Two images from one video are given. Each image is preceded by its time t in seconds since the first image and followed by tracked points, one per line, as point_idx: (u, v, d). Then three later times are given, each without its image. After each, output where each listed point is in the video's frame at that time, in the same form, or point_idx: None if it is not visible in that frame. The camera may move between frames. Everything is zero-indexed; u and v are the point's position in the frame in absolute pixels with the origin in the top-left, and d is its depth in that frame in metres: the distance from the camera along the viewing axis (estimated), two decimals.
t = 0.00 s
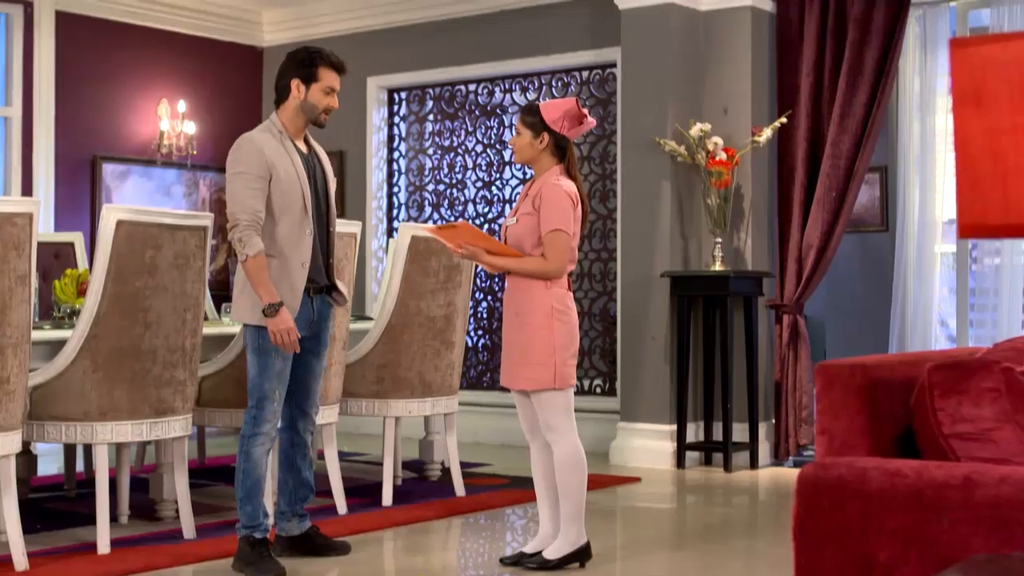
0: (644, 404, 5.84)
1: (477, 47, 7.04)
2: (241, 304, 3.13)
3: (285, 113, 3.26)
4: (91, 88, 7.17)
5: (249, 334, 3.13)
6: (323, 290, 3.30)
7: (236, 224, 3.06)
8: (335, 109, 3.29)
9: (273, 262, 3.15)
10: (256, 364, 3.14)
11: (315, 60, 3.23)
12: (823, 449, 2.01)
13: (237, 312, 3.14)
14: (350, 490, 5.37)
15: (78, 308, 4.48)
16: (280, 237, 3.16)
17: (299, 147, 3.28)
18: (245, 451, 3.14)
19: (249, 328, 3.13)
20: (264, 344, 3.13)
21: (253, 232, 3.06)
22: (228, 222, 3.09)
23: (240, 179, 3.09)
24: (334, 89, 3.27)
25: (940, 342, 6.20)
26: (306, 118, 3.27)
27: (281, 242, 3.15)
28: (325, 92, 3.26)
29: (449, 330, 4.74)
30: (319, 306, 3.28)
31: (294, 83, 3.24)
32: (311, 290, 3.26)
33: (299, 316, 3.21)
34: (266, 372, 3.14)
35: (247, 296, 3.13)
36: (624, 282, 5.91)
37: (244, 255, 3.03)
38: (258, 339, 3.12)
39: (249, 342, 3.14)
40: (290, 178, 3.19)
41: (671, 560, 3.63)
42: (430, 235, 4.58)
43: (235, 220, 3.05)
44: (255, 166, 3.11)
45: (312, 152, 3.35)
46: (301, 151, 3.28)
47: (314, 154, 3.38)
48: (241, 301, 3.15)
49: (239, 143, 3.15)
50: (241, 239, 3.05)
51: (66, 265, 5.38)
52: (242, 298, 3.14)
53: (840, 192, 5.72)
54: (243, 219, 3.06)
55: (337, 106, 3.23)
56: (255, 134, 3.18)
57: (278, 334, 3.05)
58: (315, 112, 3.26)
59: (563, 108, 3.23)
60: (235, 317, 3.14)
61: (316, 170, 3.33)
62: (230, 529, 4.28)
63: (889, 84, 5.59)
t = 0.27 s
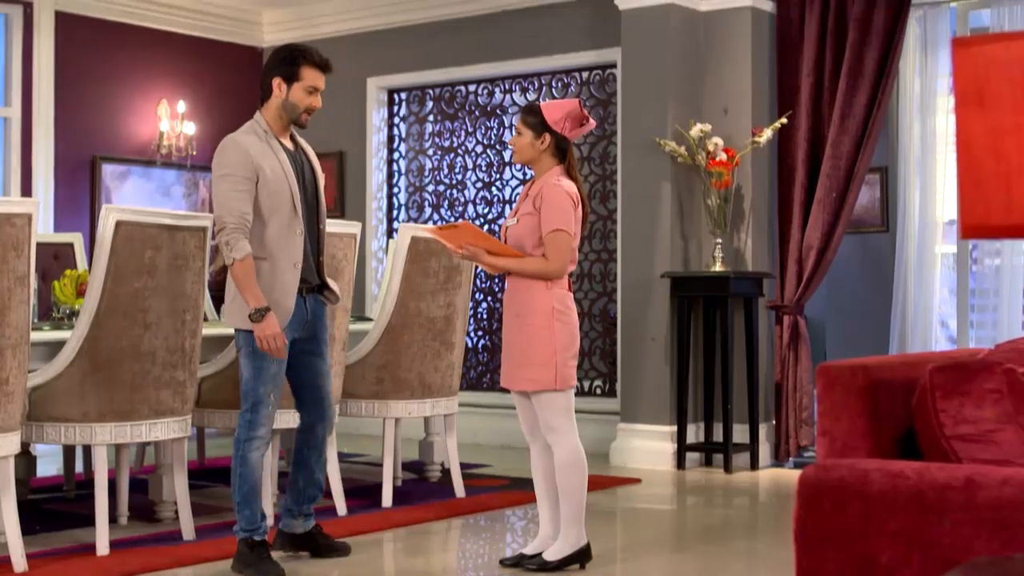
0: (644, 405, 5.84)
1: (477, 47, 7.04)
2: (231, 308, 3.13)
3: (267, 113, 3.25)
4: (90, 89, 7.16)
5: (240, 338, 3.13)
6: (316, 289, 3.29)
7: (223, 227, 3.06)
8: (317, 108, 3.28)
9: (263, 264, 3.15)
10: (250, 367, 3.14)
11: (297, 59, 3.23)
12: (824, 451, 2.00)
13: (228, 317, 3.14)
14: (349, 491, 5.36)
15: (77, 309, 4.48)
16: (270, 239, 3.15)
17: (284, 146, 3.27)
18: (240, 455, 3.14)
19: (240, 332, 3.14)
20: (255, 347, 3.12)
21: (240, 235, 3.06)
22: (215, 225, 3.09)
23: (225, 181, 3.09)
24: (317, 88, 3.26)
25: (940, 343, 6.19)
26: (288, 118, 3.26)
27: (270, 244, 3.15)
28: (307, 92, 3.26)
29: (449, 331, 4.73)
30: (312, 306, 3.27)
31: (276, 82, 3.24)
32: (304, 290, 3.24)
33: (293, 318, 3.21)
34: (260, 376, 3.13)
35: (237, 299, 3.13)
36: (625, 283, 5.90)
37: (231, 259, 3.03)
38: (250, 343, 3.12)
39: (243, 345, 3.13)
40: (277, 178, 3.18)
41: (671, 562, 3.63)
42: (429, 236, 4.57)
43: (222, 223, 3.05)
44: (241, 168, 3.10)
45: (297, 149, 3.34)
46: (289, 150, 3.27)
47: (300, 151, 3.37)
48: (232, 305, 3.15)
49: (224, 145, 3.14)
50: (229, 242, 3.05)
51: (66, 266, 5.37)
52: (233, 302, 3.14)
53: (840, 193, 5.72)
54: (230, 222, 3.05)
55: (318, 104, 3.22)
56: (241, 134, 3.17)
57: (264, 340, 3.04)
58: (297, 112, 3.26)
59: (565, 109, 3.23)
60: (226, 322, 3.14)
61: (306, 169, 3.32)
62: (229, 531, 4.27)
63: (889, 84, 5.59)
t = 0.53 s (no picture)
0: (644, 408, 5.83)
1: (476, 49, 7.03)
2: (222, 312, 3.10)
3: (261, 111, 3.19)
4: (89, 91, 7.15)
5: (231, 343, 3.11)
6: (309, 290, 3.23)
7: (211, 231, 3.03)
8: (311, 105, 3.20)
9: (253, 269, 3.10)
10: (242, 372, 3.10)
11: (289, 56, 3.15)
12: (826, 454, 1.99)
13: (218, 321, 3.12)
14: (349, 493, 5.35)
15: (75, 311, 4.46)
16: (261, 242, 3.10)
17: (279, 145, 3.21)
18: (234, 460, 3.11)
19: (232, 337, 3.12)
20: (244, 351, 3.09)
21: (228, 239, 3.03)
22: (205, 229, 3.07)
23: (214, 184, 3.05)
24: (310, 85, 3.17)
25: (940, 346, 6.18)
26: (282, 115, 3.19)
27: (261, 247, 3.10)
28: (300, 89, 3.17)
29: (449, 333, 4.73)
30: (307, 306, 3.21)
31: (268, 80, 3.17)
32: (298, 291, 3.19)
33: (286, 320, 3.15)
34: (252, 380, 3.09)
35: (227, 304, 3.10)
36: (624, 285, 5.90)
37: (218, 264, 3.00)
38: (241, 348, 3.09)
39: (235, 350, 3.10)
40: (269, 181, 3.12)
41: (671, 564, 3.62)
42: (429, 238, 4.56)
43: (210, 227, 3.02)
44: (231, 171, 3.06)
45: (295, 148, 3.27)
46: (283, 150, 3.21)
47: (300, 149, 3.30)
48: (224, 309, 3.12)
49: (216, 147, 3.11)
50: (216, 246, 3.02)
51: (64, 269, 5.36)
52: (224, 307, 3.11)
53: (840, 195, 5.71)
54: (218, 226, 3.02)
55: (311, 103, 3.13)
56: (233, 136, 3.13)
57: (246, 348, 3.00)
58: (291, 110, 3.18)
59: (567, 111, 3.23)
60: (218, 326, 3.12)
61: (303, 169, 3.26)
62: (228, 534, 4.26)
63: (889, 86, 5.58)
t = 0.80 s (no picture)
0: (641, 410, 5.82)
1: (474, 51, 7.02)
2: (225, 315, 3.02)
3: (274, 113, 3.07)
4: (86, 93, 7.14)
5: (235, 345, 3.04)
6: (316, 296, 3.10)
7: (215, 234, 2.93)
8: (325, 110, 3.07)
9: (257, 273, 3.00)
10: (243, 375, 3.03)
11: (304, 58, 3.03)
12: (824, 457, 1.98)
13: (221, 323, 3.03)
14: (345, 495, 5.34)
15: (71, 313, 4.45)
16: (265, 247, 3.00)
17: (289, 148, 3.09)
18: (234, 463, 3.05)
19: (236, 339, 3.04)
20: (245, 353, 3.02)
21: (232, 243, 2.93)
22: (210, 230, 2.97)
23: (221, 186, 2.95)
24: (325, 89, 3.04)
25: (938, 348, 6.18)
26: (294, 119, 3.06)
27: (265, 252, 2.99)
28: (314, 92, 3.04)
29: (445, 335, 4.72)
30: (314, 310, 3.08)
31: (282, 82, 3.04)
32: (300, 297, 3.05)
33: (289, 325, 3.03)
34: (252, 384, 3.01)
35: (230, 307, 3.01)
36: (622, 288, 5.89)
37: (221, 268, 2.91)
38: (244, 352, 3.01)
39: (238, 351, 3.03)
40: (276, 183, 3.01)
41: (669, 567, 3.61)
42: (426, 240, 4.55)
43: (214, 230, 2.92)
44: (238, 172, 2.96)
45: (306, 150, 3.15)
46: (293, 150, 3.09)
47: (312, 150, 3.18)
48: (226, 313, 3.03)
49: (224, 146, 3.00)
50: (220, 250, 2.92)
51: (61, 271, 5.34)
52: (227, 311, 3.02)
53: (838, 197, 5.71)
54: (222, 229, 2.93)
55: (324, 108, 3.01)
56: (242, 136, 3.02)
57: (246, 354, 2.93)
58: (304, 113, 3.05)
59: (567, 112, 3.25)
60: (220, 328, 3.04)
61: (314, 170, 3.14)
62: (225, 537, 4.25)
63: (888, 88, 5.58)
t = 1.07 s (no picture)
0: (633, 413, 5.81)
1: (466, 53, 7.02)
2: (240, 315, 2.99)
3: (297, 113, 3.06)
4: (77, 94, 7.11)
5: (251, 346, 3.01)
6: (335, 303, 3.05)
7: (232, 232, 2.91)
8: (349, 111, 3.06)
9: (273, 272, 2.97)
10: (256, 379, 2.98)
11: (329, 58, 3.02)
12: (818, 460, 1.96)
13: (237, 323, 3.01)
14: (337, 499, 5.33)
15: (62, 316, 4.43)
16: (281, 246, 2.97)
17: (311, 149, 3.07)
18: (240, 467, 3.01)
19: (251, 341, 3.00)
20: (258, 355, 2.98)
21: (248, 241, 2.91)
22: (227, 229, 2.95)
23: (239, 184, 2.93)
24: (349, 90, 3.04)
25: (930, 350, 6.19)
26: (317, 119, 3.06)
27: (281, 251, 2.96)
28: (339, 93, 3.03)
29: (437, 338, 4.72)
30: (331, 319, 3.02)
31: (306, 82, 3.03)
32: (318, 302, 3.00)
33: (303, 332, 2.97)
34: (263, 390, 2.96)
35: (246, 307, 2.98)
36: (614, 290, 5.88)
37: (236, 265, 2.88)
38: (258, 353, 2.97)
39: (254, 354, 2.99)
40: (296, 183, 2.99)
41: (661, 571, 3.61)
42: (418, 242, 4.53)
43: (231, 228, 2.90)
44: (256, 171, 2.94)
45: (328, 153, 3.13)
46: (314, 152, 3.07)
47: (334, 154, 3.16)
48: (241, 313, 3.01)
49: (244, 145, 2.99)
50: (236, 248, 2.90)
51: (51, 274, 5.32)
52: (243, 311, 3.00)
53: (830, 199, 5.71)
54: (238, 226, 2.91)
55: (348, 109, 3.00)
56: (263, 135, 3.01)
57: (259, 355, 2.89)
58: (327, 114, 3.04)
59: (562, 114, 3.23)
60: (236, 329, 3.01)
61: (336, 173, 3.11)
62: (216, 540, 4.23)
63: (880, 90, 5.58)
